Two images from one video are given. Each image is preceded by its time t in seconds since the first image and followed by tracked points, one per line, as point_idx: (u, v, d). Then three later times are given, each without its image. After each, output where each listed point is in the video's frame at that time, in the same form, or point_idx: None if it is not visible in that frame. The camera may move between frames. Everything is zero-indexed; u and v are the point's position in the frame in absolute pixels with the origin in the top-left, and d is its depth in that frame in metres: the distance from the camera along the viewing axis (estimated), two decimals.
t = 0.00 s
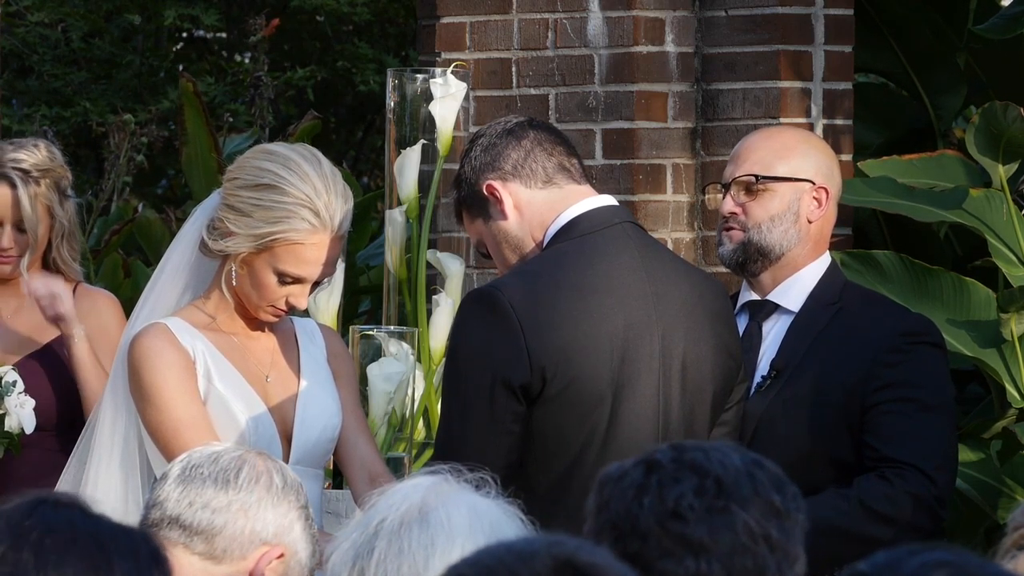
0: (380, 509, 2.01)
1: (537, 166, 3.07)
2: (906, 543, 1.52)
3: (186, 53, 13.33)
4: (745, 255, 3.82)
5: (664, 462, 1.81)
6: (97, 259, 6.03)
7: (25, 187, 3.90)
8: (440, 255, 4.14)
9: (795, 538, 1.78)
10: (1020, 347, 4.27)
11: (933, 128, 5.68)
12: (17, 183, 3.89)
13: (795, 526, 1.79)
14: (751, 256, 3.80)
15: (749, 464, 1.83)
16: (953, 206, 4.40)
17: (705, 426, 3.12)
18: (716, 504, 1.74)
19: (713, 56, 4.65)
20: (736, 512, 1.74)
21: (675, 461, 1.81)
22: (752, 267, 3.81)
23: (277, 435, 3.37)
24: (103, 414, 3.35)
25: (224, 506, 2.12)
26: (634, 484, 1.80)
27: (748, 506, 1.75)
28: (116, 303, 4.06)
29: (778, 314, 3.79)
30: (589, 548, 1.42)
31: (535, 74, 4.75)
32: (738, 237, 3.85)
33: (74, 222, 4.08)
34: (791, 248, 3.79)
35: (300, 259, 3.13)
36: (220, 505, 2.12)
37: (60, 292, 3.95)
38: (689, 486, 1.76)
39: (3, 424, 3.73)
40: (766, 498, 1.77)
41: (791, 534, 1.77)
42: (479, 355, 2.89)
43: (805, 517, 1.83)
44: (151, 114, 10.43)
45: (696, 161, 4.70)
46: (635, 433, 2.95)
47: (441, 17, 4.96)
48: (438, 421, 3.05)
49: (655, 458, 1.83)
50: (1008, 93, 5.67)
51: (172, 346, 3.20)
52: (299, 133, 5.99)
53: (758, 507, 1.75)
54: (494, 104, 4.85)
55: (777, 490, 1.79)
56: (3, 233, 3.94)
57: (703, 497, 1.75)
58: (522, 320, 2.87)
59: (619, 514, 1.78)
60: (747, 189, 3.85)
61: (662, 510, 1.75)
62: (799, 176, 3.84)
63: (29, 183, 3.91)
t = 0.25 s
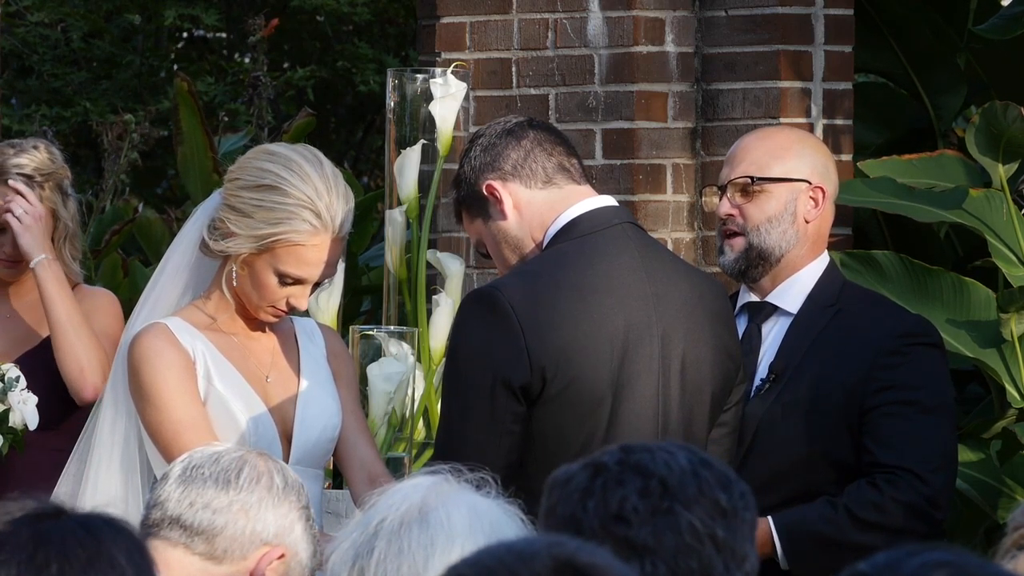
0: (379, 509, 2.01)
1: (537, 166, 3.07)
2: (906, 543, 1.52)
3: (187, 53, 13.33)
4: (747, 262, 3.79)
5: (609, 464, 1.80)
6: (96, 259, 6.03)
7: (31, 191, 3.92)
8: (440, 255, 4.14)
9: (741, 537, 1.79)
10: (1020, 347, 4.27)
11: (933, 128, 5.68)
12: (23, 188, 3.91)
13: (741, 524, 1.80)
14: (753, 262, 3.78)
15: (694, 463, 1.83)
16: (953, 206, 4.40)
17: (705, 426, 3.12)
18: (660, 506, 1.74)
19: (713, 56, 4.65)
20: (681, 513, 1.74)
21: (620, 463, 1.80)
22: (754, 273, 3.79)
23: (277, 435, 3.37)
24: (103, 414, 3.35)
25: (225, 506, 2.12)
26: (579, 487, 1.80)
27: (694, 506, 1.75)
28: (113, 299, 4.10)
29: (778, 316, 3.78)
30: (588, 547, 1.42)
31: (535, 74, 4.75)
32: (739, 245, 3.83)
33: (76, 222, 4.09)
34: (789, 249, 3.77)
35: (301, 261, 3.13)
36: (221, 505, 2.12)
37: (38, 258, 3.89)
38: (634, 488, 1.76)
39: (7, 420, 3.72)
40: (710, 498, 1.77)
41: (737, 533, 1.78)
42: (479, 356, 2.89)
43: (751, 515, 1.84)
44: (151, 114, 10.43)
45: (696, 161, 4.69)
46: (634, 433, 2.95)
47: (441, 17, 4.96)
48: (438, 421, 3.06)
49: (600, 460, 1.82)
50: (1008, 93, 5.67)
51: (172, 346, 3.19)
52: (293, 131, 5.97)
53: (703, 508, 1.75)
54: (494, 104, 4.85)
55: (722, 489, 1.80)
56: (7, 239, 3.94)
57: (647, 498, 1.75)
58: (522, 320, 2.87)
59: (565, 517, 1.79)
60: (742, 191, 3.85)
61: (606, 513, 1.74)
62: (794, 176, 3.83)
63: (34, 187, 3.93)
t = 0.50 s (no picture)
0: (378, 509, 2.01)
1: (537, 166, 3.07)
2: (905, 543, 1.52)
3: (187, 53, 13.32)
4: (743, 261, 3.78)
5: (590, 460, 1.81)
6: (96, 259, 6.03)
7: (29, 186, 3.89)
8: (440, 255, 4.13)
9: (722, 531, 1.78)
10: (1020, 347, 4.28)
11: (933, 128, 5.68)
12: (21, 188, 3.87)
13: (722, 519, 1.79)
14: (750, 262, 3.76)
15: (676, 459, 1.83)
16: (953, 206, 4.40)
17: (705, 426, 3.12)
18: (639, 502, 1.75)
19: (713, 56, 4.65)
20: (659, 508, 1.75)
21: (601, 460, 1.81)
22: (751, 273, 3.77)
23: (277, 435, 3.37)
24: (103, 414, 3.35)
25: (225, 506, 2.12)
26: (561, 484, 1.81)
27: (672, 502, 1.76)
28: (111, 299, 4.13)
29: (778, 316, 3.76)
30: (588, 548, 1.42)
31: (535, 74, 4.75)
32: (736, 243, 3.81)
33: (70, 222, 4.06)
34: (788, 250, 3.76)
35: (300, 261, 3.13)
36: (221, 505, 2.12)
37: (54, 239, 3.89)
38: (613, 484, 1.77)
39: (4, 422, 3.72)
40: (690, 494, 1.77)
41: (718, 528, 1.78)
42: (479, 356, 2.89)
43: (735, 510, 1.83)
44: (152, 114, 10.42)
45: (696, 161, 4.69)
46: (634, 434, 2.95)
47: (441, 17, 4.96)
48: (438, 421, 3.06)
49: (582, 456, 1.83)
50: (1008, 93, 5.67)
51: (172, 346, 3.19)
52: (292, 131, 5.98)
53: (683, 503, 1.76)
54: (494, 104, 4.85)
55: (702, 484, 1.80)
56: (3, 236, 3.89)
57: (626, 494, 1.76)
58: (522, 320, 2.87)
59: (548, 514, 1.81)
60: (740, 192, 3.83)
61: (586, 509, 1.76)
62: (791, 177, 3.81)
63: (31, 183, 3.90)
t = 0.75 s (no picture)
0: (379, 508, 2.01)
1: (538, 166, 3.07)
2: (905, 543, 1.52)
3: (186, 53, 13.32)
4: (739, 261, 3.78)
5: (578, 469, 1.80)
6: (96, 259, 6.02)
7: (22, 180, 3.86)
8: (440, 255, 4.13)
9: (714, 535, 1.77)
10: (1020, 347, 4.27)
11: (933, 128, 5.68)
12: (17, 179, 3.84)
13: (712, 522, 1.78)
14: (745, 261, 3.77)
15: (664, 464, 1.81)
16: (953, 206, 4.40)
17: (705, 426, 3.12)
18: (630, 508, 1.74)
19: (713, 56, 4.65)
20: (651, 514, 1.74)
21: (589, 467, 1.79)
22: (746, 271, 3.78)
23: (277, 435, 3.37)
24: (103, 414, 3.35)
25: (225, 506, 2.12)
26: (549, 493, 1.79)
27: (664, 506, 1.75)
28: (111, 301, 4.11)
29: (774, 317, 3.75)
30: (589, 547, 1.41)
31: (535, 74, 4.74)
32: (732, 244, 3.81)
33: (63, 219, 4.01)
34: (784, 250, 3.76)
35: (300, 262, 3.13)
36: (221, 505, 2.12)
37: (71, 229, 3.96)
38: (603, 491, 1.75)
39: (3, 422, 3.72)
40: (681, 498, 1.76)
41: (710, 531, 1.77)
42: (480, 356, 2.89)
43: (722, 514, 1.83)
44: (152, 114, 10.41)
45: (696, 161, 4.69)
46: (635, 434, 2.95)
47: (440, 17, 4.96)
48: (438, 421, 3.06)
49: (570, 465, 1.82)
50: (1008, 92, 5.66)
51: (172, 346, 3.19)
52: (292, 131, 5.98)
53: (673, 507, 1.75)
54: (494, 104, 4.85)
55: (692, 488, 1.79)
56: None
57: (617, 500, 1.75)
58: (522, 320, 2.87)
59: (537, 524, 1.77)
60: (737, 194, 3.83)
61: (577, 518, 1.74)
62: (789, 178, 3.81)
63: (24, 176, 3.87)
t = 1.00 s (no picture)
0: (380, 509, 2.01)
1: (538, 166, 3.07)
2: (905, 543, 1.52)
3: (186, 53, 13.31)
4: (734, 261, 3.78)
5: (588, 478, 1.79)
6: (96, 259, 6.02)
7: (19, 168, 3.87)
8: (440, 255, 4.13)
9: (726, 541, 1.79)
10: (1020, 347, 4.27)
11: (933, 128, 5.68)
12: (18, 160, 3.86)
13: (723, 529, 1.79)
14: (740, 261, 3.77)
15: (674, 472, 1.81)
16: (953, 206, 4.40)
17: (705, 426, 3.12)
18: (643, 516, 1.73)
19: (713, 56, 4.65)
20: (665, 522, 1.73)
21: (599, 476, 1.78)
22: (741, 271, 3.78)
23: (277, 435, 3.37)
24: (102, 414, 3.35)
25: (225, 506, 2.12)
26: (560, 503, 1.77)
27: (677, 515, 1.74)
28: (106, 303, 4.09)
29: (767, 317, 3.75)
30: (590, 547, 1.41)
31: (535, 74, 4.74)
32: (727, 245, 3.81)
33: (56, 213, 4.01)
34: (778, 250, 3.75)
35: (300, 262, 3.13)
36: (221, 505, 2.12)
37: (68, 254, 3.97)
38: (616, 500, 1.74)
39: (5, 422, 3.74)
40: (693, 506, 1.76)
41: (720, 538, 1.77)
42: (479, 356, 2.89)
43: (733, 521, 1.83)
44: (153, 115, 10.41)
45: (696, 161, 4.69)
46: (635, 434, 2.95)
47: (441, 17, 4.96)
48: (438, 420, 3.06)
49: (578, 474, 1.80)
50: (1008, 93, 5.67)
51: (172, 346, 3.19)
52: (292, 131, 5.98)
53: (686, 515, 1.75)
54: (494, 104, 4.85)
55: (704, 495, 1.79)
56: None
57: (630, 509, 1.74)
58: (522, 320, 2.87)
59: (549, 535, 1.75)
60: (731, 193, 3.82)
61: (590, 527, 1.73)
62: (783, 178, 3.80)
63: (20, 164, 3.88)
